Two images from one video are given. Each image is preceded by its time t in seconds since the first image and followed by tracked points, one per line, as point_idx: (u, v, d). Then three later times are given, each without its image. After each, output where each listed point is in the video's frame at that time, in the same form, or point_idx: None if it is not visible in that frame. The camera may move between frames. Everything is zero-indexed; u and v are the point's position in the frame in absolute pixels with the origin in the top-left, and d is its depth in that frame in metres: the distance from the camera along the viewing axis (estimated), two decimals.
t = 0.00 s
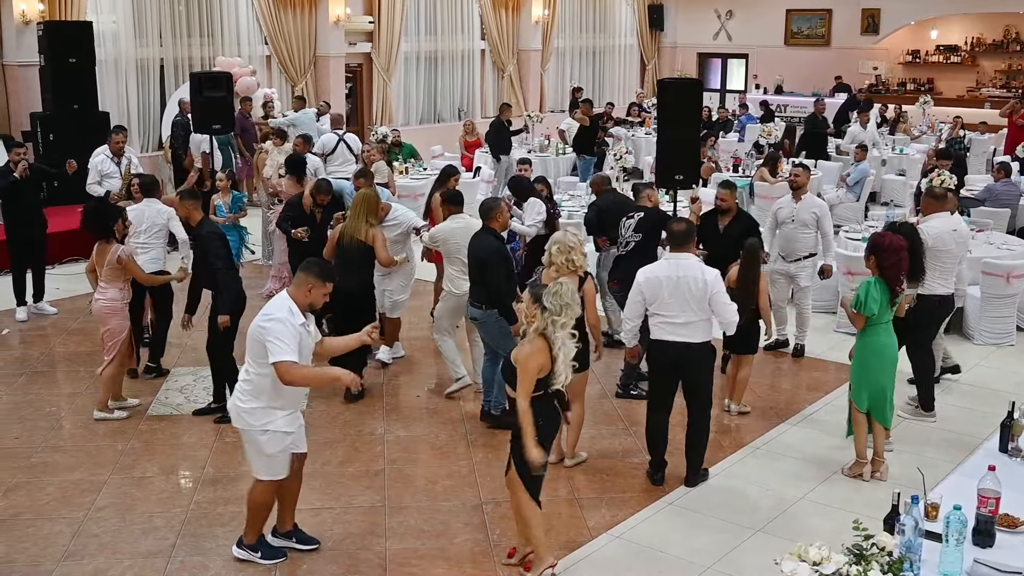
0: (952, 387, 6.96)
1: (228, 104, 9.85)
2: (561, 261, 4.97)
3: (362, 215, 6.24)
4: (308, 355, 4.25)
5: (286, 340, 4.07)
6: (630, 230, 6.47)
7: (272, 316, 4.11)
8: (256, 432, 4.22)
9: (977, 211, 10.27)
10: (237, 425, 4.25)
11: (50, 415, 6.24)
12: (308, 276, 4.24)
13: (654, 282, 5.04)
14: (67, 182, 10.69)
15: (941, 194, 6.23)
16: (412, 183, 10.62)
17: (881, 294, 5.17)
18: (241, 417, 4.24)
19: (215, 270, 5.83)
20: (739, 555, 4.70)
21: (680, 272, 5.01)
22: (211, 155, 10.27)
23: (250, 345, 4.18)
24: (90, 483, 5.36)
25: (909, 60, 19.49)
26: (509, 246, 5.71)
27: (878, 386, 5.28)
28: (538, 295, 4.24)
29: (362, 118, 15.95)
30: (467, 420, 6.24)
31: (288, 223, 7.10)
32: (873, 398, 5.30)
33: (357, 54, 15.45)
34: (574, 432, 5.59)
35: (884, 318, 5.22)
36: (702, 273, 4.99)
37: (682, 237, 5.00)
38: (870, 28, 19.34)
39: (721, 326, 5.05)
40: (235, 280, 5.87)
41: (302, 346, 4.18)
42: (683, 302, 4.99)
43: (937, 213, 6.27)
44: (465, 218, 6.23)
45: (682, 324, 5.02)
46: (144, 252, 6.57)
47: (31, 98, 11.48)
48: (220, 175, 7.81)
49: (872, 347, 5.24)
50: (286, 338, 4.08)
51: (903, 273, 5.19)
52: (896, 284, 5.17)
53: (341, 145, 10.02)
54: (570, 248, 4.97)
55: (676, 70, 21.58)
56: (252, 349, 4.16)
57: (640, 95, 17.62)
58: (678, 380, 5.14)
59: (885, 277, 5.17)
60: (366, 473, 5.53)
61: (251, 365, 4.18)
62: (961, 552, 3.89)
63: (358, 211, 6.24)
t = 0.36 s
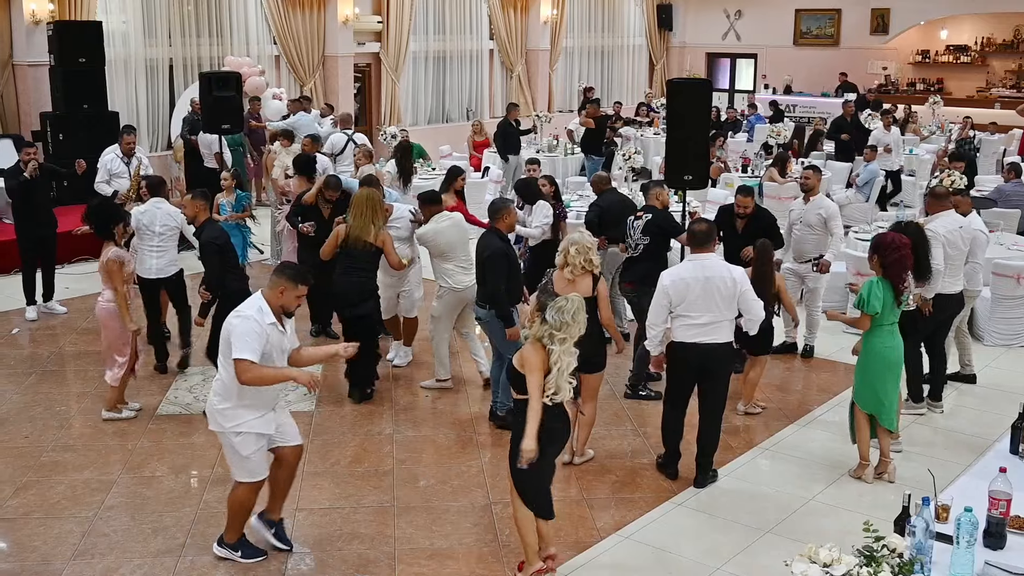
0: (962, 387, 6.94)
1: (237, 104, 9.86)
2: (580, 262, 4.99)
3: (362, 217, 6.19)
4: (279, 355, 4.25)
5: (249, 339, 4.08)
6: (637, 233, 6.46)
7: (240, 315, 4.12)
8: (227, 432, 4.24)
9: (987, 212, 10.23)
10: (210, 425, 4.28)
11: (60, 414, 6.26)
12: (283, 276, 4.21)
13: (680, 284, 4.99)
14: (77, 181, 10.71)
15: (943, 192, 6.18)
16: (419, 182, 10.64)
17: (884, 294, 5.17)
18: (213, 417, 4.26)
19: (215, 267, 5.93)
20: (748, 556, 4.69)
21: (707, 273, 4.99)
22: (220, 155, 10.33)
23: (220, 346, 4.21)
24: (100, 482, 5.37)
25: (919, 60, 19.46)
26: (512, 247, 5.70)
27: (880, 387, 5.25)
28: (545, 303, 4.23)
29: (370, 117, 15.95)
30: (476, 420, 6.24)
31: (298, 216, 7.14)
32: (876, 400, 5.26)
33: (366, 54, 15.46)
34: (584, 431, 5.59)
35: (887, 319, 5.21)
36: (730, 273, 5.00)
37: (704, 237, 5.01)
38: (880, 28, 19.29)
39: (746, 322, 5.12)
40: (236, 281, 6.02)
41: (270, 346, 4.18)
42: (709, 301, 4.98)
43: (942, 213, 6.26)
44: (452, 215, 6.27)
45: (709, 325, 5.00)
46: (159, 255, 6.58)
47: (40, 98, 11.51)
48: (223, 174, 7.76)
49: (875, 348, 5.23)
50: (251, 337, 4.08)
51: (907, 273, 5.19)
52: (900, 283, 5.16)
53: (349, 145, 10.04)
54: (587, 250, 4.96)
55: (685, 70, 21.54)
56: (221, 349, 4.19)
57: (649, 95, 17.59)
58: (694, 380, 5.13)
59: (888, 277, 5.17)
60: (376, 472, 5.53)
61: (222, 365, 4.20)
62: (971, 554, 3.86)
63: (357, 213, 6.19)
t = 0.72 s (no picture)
0: (970, 389, 6.91)
1: (246, 104, 9.87)
2: (587, 261, 4.98)
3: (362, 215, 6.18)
4: (266, 350, 4.26)
5: (231, 342, 4.10)
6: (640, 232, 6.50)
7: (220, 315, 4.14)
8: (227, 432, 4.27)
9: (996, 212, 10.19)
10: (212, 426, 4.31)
11: (69, 413, 6.28)
12: (251, 266, 4.22)
13: (686, 284, 5.00)
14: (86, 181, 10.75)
15: (949, 195, 6.17)
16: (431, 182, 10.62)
17: (886, 295, 5.17)
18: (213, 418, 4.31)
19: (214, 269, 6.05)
20: (757, 557, 4.68)
21: (713, 273, 4.99)
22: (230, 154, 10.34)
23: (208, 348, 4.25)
24: (109, 481, 5.39)
25: (927, 60, 19.43)
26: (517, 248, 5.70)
27: (886, 388, 5.25)
28: (559, 302, 4.27)
29: (378, 117, 15.97)
30: (483, 420, 6.24)
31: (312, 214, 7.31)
32: (882, 400, 5.26)
33: (374, 55, 15.48)
34: (591, 432, 5.58)
35: (892, 319, 5.20)
36: (737, 275, 4.99)
37: (711, 238, 5.00)
38: (889, 28, 19.24)
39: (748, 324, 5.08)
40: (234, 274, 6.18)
41: (254, 342, 4.19)
42: (715, 303, 4.97)
43: (948, 215, 6.22)
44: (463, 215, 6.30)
45: (715, 326, 5.00)
46: (184, 253, 6.65)
47: (49, 98, 11.55)
48: (231, 174, 7.76)
49: (879, 349, 5.23)
50: (232, 336, 4.10)
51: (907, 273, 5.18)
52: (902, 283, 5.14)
53: (359, 145, 10.05)
54: (596, 247, 4.97)
55: (693, 71, 21.52)
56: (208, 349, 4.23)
57: (657, 95, 17.57)
58: (703, 380, 5.12)
59: (888, 278, 5.17)
60: (384, 472, 5.54)
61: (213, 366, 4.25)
62: (981, 555, 3.84)
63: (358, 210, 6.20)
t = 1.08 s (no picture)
0: (977, 390, 6.88)
1: (253, 104, 9.88)
2: (587, 262, 4.97)
3: (371, 215, 6.25)
4: (275, 357, 4.24)
5: (237, 349, 4.10)
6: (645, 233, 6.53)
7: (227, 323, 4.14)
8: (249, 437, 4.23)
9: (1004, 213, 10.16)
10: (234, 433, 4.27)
11: (78, 413, 6.29)
12: (260, 274, 4.21)
13: (684, 284, 5.01)
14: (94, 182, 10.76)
15: (954, 197, 6.15)
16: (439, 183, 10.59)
17: (896, 295, 5.15)
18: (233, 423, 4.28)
19: (208, 278, 5.83)
20: (764, 558, 4.68)
21: (711, 275, 4.98)
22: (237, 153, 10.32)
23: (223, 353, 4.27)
24: (117, 481, 5.40)
25: (935, 60, 19.38)
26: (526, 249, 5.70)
27: (896, 388, 5.24)
28: (579, 301, 4.26)
29: (385, 117, 15.97)
30: (491, 420, 6.24)
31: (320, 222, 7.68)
32: (892, 399, 5.24)
33: (381, 55, 15.49)
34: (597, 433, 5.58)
35: (901, 319, 5.19)
36: (733, 278, 4.95)
37: (713, 238, 4.98)
38: (897, 28, 19.21)
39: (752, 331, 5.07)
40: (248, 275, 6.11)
41: (261, 349, 4.18)
42: (712, 305, 4.97)
43: (951, 217, 6.19)
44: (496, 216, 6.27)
45: (711, 327, 4.99)
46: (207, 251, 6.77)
47: (57, 99, 11.57)
48: (240, 174, 7.78)
49: (889, 349, 5.22)
50: (237, 344, 4.10)
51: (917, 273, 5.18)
52: (911, 283, 5.14)
53: (366, 145, 10.04)
54: (598, 248, 4.98)
55: (700, 71, 21.49)
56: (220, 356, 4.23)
57: (663, 95, 17.54)
58: (707, 380, 5.11)
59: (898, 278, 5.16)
60: (392, 472, 5.54)
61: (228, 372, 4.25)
62: (989, 557, 3.83)
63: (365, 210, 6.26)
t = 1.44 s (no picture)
0: (980, 390, 6.88)
1: (255, 104, 9.89)
2: (585, 261, 5.00)
3: (366, 215, 6.30)
4: (310, 346, 4.26)
5: (277, 342, 4.10)
6: (647, 233, 6.52)
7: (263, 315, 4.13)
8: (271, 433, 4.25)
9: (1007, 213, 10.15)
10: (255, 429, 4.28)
11: (81, 413, 6.30)
12: (286, 268, 4.21)
13: (691, 286, 5.02)
14: (96, 181, 10.77)
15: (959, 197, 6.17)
16: (439, 183, 10.55)
17: (899, 295, 5.16)
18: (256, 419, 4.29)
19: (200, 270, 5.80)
20: (767, 558, 4.68)
21: (718, 277, 4.98)
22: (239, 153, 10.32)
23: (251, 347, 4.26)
24: (120, 481, 5.40)
25: (937, 60, 19.35)
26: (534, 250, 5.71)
27: (897, 387, 5.23)
28: (590, 299, 4.30)
29: (387, 117, 15.97)
30: (493, 420, 6.24)
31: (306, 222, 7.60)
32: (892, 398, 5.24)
33: (384, 55, 15.50)
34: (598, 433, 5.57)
35: (904, 319, 5.19)
36: (740, 279, 4.95)
37: (717, 240, 4.99)
38: (899, 28, 19.19)
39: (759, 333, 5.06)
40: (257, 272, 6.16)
41: (299, 340, 4.19)
42: (718, 306, 4.97)
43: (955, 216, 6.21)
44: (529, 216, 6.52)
45: (718, 328, 4.99)
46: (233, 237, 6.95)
47: (60, 98, 11.59)
48: (245, 174, 7.81)
49: (891, 348, 5.21)
50: (277, 336, 4.10)
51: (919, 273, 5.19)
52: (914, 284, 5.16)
53: (369, 146, 10.04)
54: (594, 248, 5.00)
55: (702, 71, 21.49)
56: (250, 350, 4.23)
57: (665, 94, 17.53)
58: (711, 381, 5.11)
59: (901, 278, 5.17)
60: (394, 472, 5.55)
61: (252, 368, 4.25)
62: (992, 557, 3.84)
63: (359, 211, 6.30)
